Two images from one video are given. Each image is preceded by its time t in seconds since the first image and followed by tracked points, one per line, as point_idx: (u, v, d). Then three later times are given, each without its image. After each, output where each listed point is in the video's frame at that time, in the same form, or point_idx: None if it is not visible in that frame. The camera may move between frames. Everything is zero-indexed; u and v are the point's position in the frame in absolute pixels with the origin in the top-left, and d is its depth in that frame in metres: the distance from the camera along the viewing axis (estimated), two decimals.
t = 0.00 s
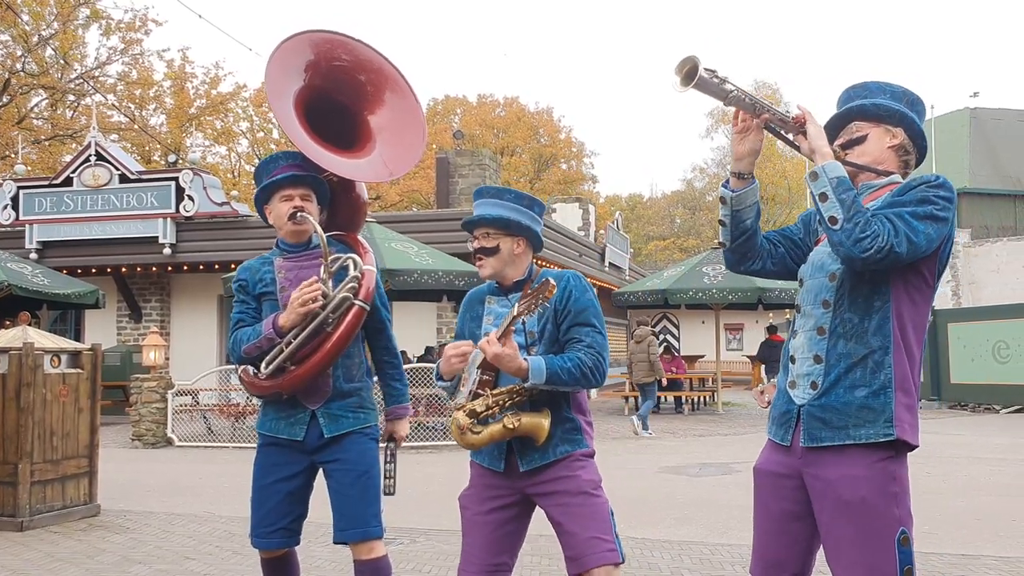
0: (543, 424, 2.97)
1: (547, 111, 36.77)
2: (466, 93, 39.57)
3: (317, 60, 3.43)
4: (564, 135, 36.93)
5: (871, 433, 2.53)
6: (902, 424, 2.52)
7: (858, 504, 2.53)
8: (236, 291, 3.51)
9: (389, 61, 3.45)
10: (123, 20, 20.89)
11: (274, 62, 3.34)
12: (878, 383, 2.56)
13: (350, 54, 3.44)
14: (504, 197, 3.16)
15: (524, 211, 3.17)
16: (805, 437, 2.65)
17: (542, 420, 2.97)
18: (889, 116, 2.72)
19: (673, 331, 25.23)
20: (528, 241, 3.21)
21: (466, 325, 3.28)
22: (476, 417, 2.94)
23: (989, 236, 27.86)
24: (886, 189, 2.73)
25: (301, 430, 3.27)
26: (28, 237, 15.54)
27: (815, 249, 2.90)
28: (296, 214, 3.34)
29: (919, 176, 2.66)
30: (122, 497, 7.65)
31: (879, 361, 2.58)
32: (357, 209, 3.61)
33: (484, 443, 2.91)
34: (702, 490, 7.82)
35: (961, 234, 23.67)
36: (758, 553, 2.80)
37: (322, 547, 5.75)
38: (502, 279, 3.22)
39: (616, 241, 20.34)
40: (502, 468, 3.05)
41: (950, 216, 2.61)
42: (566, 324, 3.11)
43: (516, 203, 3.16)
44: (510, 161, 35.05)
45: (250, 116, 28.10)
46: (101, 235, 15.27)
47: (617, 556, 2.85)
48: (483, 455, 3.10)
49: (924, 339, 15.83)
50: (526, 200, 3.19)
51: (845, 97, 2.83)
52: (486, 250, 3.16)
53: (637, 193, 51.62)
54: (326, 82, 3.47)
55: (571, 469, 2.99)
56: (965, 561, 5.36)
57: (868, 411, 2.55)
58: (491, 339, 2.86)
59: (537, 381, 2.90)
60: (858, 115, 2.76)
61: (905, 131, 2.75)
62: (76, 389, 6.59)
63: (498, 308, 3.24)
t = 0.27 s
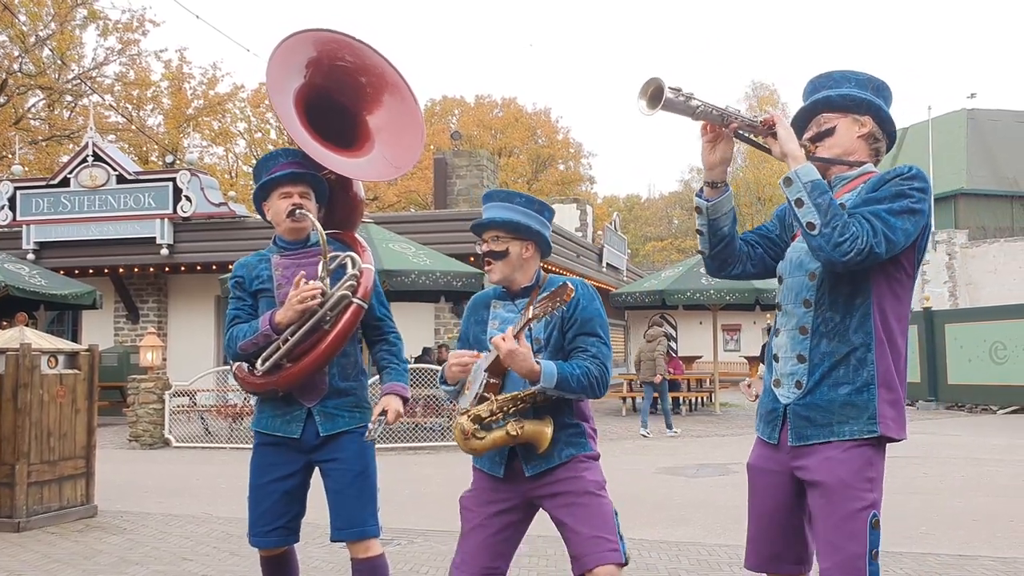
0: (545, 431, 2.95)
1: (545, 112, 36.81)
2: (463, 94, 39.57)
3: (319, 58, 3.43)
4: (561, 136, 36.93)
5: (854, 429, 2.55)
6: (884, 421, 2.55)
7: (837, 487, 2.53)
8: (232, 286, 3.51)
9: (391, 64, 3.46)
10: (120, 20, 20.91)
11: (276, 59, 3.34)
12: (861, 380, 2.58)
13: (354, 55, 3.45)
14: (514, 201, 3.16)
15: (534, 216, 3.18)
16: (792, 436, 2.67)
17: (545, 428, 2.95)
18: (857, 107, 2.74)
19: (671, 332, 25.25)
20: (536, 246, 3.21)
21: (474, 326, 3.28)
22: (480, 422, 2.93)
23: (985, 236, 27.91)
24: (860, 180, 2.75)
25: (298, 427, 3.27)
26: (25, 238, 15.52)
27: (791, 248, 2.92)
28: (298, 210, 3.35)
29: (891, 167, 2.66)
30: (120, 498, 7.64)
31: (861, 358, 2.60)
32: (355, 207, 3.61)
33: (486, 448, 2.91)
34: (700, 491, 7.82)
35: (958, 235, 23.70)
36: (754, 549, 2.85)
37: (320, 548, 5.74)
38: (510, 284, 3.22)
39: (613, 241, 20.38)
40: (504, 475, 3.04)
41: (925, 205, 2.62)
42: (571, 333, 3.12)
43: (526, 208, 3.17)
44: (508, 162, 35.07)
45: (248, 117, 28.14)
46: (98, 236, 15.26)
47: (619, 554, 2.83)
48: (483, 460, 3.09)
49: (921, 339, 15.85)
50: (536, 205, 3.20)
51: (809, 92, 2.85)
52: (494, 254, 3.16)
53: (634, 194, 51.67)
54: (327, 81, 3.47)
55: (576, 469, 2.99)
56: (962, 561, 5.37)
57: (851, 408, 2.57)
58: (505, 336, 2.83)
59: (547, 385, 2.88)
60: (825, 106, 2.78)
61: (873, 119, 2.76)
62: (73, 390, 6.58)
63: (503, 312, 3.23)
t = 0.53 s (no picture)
0: (561, 434, 2.95)
1: (543, 114, 36.83)
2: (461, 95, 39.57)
3: (316, 63, 3.44)
4: (560, 137, 36.93)
5: (853, 451, 2.55)
6: (885, 442, 2.54)
7: (836, 503, 2.55)
8: (229, 290, 3.50)
9: (387, 66, 3.46)
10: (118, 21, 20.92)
11: (272, 65, 3.34)
12: (861, 401, 2.58)
13: (348, 58, 3.45)
14: (531, 202, 3.18)
15: (552, 218, 3.19)
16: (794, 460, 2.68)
17: (559, 432, 2.95)
18: (839, 105, 2.74)
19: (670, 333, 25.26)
20: (554, 248, 3.22)
21: (483, 329, 3.27)
22: (496, 423, 2.94)
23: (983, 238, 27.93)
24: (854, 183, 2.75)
25: (295, 432, 3.27)
26: (23, 239, 15.51)
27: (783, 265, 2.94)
28: (293, 215, 3.35)
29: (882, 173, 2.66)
30: (118, 499, 7.63)
31: (860, 378, 2.60)
32: (354, 213, 3.61)
33: (502, 449, 2.91)
34: (698, 492, 7.83)
35: (956, 237, 23.72)
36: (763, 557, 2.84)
37: (318, 549, 5.74)
38: (526, 286, 3.22)
39: (612, 243, 20.39)
40: (518, 476, 3.02)
41: (920, 213, 2.61)
42: (588, 337, 3.13)
43: (543, 209, 3.19)
44: (506, 163, 35.05)
45: (246, 118, 28.14)
46: (96, 237, 15.25)
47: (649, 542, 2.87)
48: (495, 461, 3.08)
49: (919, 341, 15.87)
50: (554, 206, 3.21)
51: (790, 94, 2.86)
52: (511, 256, 3.17)
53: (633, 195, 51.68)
54: (322, 86, 3.47)
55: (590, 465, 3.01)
56: (959, 562, 5.38)
57: (851, 429, 2.57)
58: (522, 340, 2.86)
59: (563, 390, 2.89)
60: (805, 106, 2.78)
61: (857, 116, 2.74)
62: (71, 391, 6.58)
63: (518, 312, 3.21)
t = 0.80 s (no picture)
0: (591, 437, 2.96)
1: (541, 114, 36.82)
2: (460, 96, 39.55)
3: (312, 61, 3.43)
4: (558, 138, 36.91)
5: (842, 452, 2.56)
6: (874, 441, 2.54)
7: (827, 497, 2.57)
8: (229, 288, 3.51)
9: (381, 56, 3.45)
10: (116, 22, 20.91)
11: (270, 65, 3.33)
12: (850, 400, 2.58)
13: (342, 54, 3.44)
14: (554, 203, 3.16)
15: (573, 220, 3.18)
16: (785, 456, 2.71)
17: (590, 434, 2.95)
18: (819, 94, 2.74)
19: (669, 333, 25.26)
20: (575, 249, 3.22)
21: (504, 331, 3.24)
22: (528, 426, 2.90)
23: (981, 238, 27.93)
24: (844, 175, 2.76)
25: (295, 429, 3.27)
26: (21, 240, 15.50)
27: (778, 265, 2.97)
28: (291, 210, 3.35)
29: (872, 168, 2.64)
30: (116, 500, 7.62)
31: (851, 377, 2.60)
32: (354, 209, 3.61)
33: (534, 453, 2.87)
34: (697, 492, 7.83)
35: (954, 237, 23.75)
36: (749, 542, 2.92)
37: (317, 550, 5.74)
38: (547, 288, 3.22)
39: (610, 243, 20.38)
40: (544, 483, 3.00)
41: (914, 209, 2.57)
42: (612, 341, 3.12)
43: (565, 211, 3.17)
44: (505, 164, 35.04)
45: (244, 119, 28.13)
46: (95, 238, 15.24)
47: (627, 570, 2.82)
48: (520, 468, 3.05)
49: (918, 341, 15.87)
50: (575, 208, 3.20)
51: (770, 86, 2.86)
52: (534, 260, 3.17)
53: (631, 196, 51.69)
54: (320, 83, 3.46)
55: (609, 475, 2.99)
56: (959, 562, 5.37)
57: (840, 429, 2.58)
58: (552, 350, 2.81)
59: (592, 397, 2.89)
60: (786, 99, 2.79)
61: (840, 101, 2.75)
62: (70, 392, 6.57)
63: (538, 315, 3.19)
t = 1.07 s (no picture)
0: (599, 447, 2.93)
1: (540, 114, 36.82)
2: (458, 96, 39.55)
3: (315, 65, 3.44)
4: (556, 138, 36.90)
5: (817, 453, 2.57)
6: (845, 444, 2.55)
7: (804, 491, 2.57)
8: (229, 290, 3.50)
9: (384, 63, 3.46)
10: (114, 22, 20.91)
11: (272, 67, 3.34)
12: (824, 408, 2.60)
13: (344, 59, 3.44)
14: (568, 207, 3.12)
15: (589, 224, 3.14)
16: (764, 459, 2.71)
17: (598, 444, 2.93)
18: (808, 113, 2.75)
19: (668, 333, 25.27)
20: (590, 253, 3.19)
21: (515, 336, 3.23)
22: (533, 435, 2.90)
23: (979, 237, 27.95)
24: (822, 193, 2.77)
25: (295, 430, 3.26)
26: (20, 240, 15.49)
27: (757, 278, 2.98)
28: (292, 212, 3.34)
29: (848, 189, 2.65)
30: (115, 501, 7.62)
31: (825, 387, 2.61)
32: (355, 214, 3.61)
33: (539, 463, 2.88)
34: (696, 492, 7.83)
35: (952, 236, 23.77)
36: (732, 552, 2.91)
37: (315, 550, 5.73)
38: (561, 294, 3.21)
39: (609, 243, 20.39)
40: (550, 490, 2.98)
41: (887, 227, 2.60)
42: (624, 349, 3.11)
43: (581, 214, 3.13)
44: (503, 164, 35.04)
45: (243, 119, 28.15)
46: (93, 238, 15.23)
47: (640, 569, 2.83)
48: (525, 476, 3.03)
49: (917, 340, 15.88)
50: (590, 212, 3.16)
51: (755, 104, 2.85)
52: (546, 266, 3.15)
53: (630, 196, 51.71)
54: (322, 87, 3.47)
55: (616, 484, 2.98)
56: (957, 561, 5.38)
57: (814, 433, 2.59)
58: (559, 358, 2.77)
59: (599, 406, 2.88)
60: (774, 119, 2.79)
61: (825, 123, 2.77)
62: (68, 392, 6.56)
63: (550, 320, 3.18)
